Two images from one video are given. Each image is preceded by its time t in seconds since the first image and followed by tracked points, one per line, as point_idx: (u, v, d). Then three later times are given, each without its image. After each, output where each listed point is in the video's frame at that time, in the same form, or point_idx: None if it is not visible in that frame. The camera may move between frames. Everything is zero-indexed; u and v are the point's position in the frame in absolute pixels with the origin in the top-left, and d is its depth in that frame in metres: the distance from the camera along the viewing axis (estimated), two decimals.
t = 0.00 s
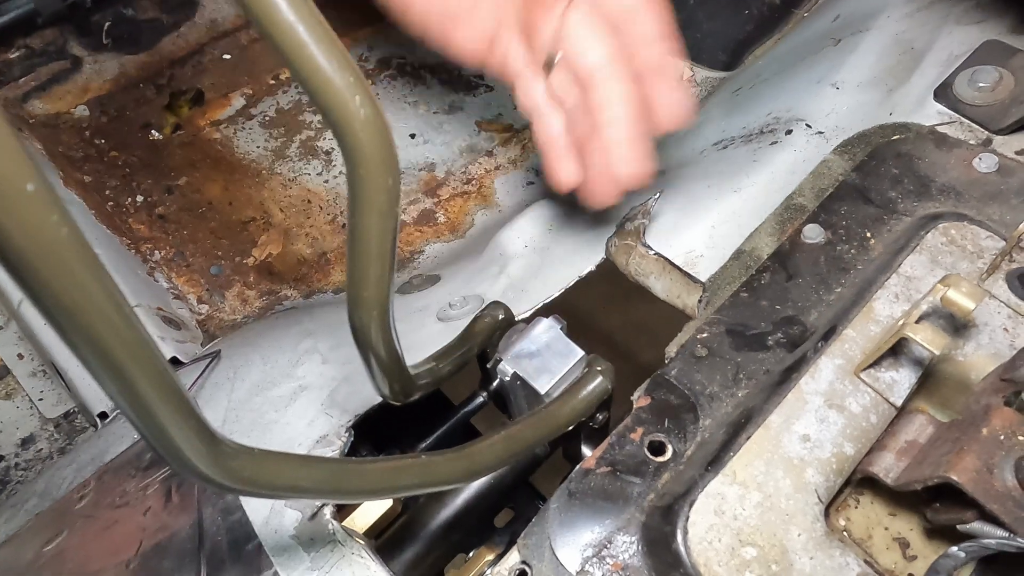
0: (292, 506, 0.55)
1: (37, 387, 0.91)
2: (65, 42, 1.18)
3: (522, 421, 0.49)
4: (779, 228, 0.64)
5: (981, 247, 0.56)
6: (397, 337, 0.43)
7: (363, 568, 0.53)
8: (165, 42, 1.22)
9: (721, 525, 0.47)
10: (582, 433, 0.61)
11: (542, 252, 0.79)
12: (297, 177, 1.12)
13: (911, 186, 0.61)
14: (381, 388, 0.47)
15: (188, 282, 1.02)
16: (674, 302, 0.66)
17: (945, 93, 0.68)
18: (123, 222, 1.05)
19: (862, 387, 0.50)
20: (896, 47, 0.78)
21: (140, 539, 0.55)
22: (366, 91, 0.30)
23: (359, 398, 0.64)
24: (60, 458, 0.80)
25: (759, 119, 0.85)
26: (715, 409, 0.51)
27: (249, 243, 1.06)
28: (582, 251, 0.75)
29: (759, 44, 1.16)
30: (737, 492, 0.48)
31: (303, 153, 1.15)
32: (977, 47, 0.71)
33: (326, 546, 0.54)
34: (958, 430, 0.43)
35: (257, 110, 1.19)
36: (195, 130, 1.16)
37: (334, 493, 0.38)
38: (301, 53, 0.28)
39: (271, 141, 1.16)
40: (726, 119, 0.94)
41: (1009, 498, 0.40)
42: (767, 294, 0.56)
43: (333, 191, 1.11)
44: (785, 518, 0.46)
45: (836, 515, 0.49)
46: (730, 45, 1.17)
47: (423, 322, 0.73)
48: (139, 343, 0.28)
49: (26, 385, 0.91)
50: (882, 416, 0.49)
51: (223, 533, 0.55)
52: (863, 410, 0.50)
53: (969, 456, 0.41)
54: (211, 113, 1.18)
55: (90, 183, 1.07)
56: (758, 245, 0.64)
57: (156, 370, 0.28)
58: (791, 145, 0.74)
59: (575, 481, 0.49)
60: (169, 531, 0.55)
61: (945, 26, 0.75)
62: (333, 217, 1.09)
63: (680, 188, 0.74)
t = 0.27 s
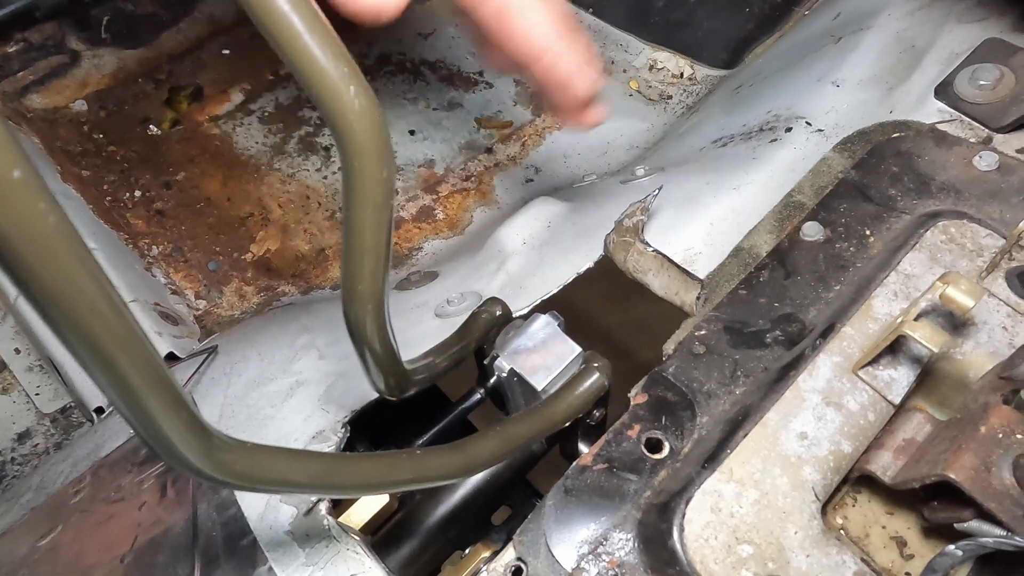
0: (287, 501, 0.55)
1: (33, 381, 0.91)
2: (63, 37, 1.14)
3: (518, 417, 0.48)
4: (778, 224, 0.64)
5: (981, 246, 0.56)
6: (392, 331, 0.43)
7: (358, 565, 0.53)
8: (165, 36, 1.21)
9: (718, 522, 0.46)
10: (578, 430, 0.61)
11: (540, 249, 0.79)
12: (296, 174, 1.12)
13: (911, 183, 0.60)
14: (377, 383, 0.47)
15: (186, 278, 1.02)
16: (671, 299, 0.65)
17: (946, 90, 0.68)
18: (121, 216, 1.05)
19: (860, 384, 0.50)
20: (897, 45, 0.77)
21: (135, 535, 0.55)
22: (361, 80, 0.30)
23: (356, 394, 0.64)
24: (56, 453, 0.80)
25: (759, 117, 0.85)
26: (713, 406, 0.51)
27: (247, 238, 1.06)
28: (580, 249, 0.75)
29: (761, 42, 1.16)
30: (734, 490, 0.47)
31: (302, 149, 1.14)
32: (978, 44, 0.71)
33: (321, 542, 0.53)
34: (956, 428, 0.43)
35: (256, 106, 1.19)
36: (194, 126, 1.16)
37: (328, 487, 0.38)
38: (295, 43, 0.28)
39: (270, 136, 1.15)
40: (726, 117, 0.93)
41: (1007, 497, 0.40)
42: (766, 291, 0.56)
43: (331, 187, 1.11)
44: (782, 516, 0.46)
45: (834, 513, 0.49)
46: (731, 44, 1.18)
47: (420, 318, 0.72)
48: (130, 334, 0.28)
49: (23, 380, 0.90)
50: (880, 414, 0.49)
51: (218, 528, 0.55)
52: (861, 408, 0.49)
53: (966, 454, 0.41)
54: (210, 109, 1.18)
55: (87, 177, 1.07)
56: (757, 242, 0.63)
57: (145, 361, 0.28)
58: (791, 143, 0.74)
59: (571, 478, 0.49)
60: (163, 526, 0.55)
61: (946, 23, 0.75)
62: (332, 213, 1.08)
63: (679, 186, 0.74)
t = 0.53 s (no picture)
0: (284, 497, 0.55)
1: (31, 377, 0.91)
2: (65, 35, 1.18)
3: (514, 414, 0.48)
4: (776, 223, 0.64)
5: (978, 245, 0.56)
6: (388, 327, 0.43)
7: (353, 562, 0.53)
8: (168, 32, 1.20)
9: (713, 521, 0.46)
10: (575, 428, 0.61)
11: (538, 246, 0.78)
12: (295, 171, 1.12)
13: (909, 183, 0.60)
14: (373, 379, 0.47)
15: (184, 274, 1.02)
16: (670, 297, 0.64)
17: (945, 90, 0.68)
18: (120, 213, 1.05)
19: (857, 383, 0.50)
20: (897, 44, 0.77)
21: (132, 531, 0.55)
22: (355, 76, 0.30)
23: (353, 391, 0.64)
24: (54, 449, 0.80)
25: (758, 116, 0.85)
26: (709, 405, 0.51)
27: (247, 236, 1.06)
28: (578, 248, 0.75)
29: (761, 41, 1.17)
30: (730, 488, 0.47)
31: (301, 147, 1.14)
32: (977, 44, 0.71)
33: (317, 538, 0.54)
34: (952, 427, 0.43)
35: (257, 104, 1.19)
36: (194, 123, 1.16)
37: (324, 483, 0.38)
38: (289, 37, 0.28)
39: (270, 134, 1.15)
40: (726, 116, 0.93)
41: (1002, 496, 0.40)
42: (763, 290, 0.56)
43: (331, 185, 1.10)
44: (777, 514, 0.46)
45: (830, 512, 0.49)
46: (731, 42, 1.19)
47: (418, 316, 0.72)
48: (123, 329, 0.28)
49: (21, 376, 0.91)
50: (876, 413, 0.49)
51: (214, 525, 0.55)
52: (857, 407, 0.49)
53: (962, 453, 0.41)
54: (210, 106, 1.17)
55: (87, 174, 1.07)
56: (755, 241, 0.63)
57: (139, 357, 0.28)
58: (789, 142, 0.74)
59: (568, 476, 0.49)
60: (160, 522, 0.55)
61: (946, 23, 0.75)
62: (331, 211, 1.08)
63: (677, 184, 0.74)
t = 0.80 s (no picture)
0: (280, 494, 0.54)
1: (29, 373, 0.90)
2: (63, 29, 1.16)
3: (512, 410, 0.48)
4: (776, 220, 0.63)
5: (979, 243, 0.55)
6: (385, 322, 0.42)
7: (350, 559, 0.52)
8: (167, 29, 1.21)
9: (711, 519, 0.46)
10: (573, 425, 0.61)
11: (538, 244, 0.78)
12: (294, 168, 1.12)
13: (910, 180, 0.60)
14: (369, 375, 0.47)
15: (182, 271, 1.02)
16: (668, 294, 0.64)
17: (946, 87, 0.67)
18: (118, 209, 1.05)
19: (856, 381, 0.50)
20: (898, 41, 0.77)
21: (127, 527, 0.55)
22: (350, 67, 0.30)
23: (351, 388, 0.63)
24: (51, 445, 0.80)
25: (758, 114, 0.85)
26: (708, 402, 0.51)
27: (245, 233, 1.06)
28: (578, 245, 0.75)
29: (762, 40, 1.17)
30: (728, 486, 0.47)
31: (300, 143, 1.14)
32: (979, 41, 0.71)
33: (314, 535, 0.53)
34: (953, 425, 0.42)
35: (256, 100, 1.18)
36: (192, 119, 1.16)
37: (318, 479, 0.38)
38: (283, 27, 0.28)
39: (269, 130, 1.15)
40: (726, 114, 0.93)
41: (1003, 494, 0.39)
42: (763, 287, 0.56)
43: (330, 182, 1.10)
44: (775, 513, 0.46)
45: (829, 511, 0.49)
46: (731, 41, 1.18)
47: (417, 313, 0.72)
48: (113, 321, 0.27)
49: (18, 372, 0.89)
50: (876, 411, 0.49)
51: (209, 521, 0.54)
52: (857, 405, 0.49)
53: (962, 452, 0.40)
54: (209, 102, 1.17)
55: (85, 170, 1.06)
56: (755, 238, 0.63)
57: (130, 349, 0.28)
58: (790, 139, 0.73)
59: (565, 473, 0.48)
60: (156, 518, 0.55)
61: (948, 21, 0.75)
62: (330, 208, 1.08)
63: (677, 181, 0.74)
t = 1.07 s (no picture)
0: (280, 495, 0.54)
1: (29, 373, 0.89)
2: (64, 28, 1.16)
3: (513, 412, 0.48)
4: (778, 221, 0.63)
5: (983, 244, 0.55)
6: (385, 323, 0.42)
7: (349, 561, 0.52)
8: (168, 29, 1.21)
9: (713, 521, 0.46)
10: (574, 427, 0.60)
11: (539, 244, 0.78)
12: (295, 169, 1.11)
13: (913, 181, 0.60)
14: (369, 377, 0.47)
15: (183, 271, 1.02)
16: (670, 295, 0.64)
17: (949, 88, 0.67)
18: (119, 209, 1.05)
19: (859, 383, 0.50)
20: (901, 42, 0.77)
21: (127, 528, 0.55)
22: (352, 66, 0.29)
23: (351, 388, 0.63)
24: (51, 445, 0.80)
25: (760, 114, 0.85)
26: (710, 404, 0.50)
27: (246, 233, 1.05)
28: (579, 245, 0.75)
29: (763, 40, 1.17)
30: (730, 488, 0.47)
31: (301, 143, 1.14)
32: (982, 42, 0.70)
33: (314, 537, 0.53)
34: (956, 428, 0.42)
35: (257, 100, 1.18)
36: (193, 119, 1.16)
37: (317, 480, 0.37)
38: (283, 26, 0.27)
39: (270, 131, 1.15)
40: (728, 115, 0.93)
41: (1006, 497, 0.39)
42: (765, 288, 0.55)
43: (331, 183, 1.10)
44: (777, 515, 0.46)
45: (831, 513, 0.49)
46: (733, 40, 1.19)
47: (417, 313, 0.72)
48: (111, 321, 0.27)
49: (18, 371, 0.89)
50: (879, 413, 0.48)
51: (209, 522, 0.54)
52: (859, 407, 0.49)
53: (966, 454, 0.40)
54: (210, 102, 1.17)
55: (86, 170, 1.06)
56: (757, 240, 0.63)
57: (127, 349, 0.28)
58: (792, 140, 0.73)
59: (566, 475, 0.48)
60: (156, 519, 0.55)
61: (950, 21, 0.74)
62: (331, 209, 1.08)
63: (679, 182, 0.73)
